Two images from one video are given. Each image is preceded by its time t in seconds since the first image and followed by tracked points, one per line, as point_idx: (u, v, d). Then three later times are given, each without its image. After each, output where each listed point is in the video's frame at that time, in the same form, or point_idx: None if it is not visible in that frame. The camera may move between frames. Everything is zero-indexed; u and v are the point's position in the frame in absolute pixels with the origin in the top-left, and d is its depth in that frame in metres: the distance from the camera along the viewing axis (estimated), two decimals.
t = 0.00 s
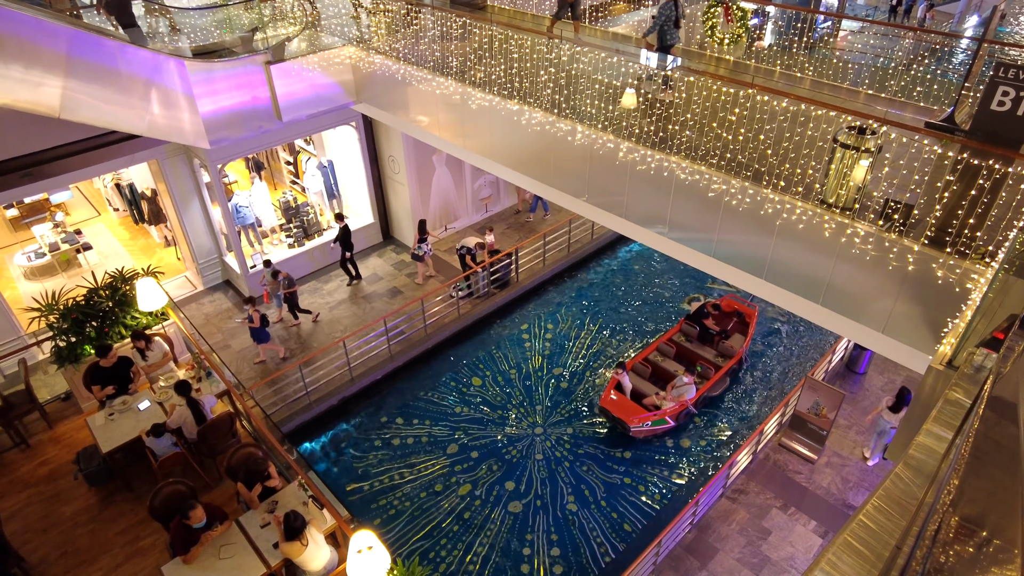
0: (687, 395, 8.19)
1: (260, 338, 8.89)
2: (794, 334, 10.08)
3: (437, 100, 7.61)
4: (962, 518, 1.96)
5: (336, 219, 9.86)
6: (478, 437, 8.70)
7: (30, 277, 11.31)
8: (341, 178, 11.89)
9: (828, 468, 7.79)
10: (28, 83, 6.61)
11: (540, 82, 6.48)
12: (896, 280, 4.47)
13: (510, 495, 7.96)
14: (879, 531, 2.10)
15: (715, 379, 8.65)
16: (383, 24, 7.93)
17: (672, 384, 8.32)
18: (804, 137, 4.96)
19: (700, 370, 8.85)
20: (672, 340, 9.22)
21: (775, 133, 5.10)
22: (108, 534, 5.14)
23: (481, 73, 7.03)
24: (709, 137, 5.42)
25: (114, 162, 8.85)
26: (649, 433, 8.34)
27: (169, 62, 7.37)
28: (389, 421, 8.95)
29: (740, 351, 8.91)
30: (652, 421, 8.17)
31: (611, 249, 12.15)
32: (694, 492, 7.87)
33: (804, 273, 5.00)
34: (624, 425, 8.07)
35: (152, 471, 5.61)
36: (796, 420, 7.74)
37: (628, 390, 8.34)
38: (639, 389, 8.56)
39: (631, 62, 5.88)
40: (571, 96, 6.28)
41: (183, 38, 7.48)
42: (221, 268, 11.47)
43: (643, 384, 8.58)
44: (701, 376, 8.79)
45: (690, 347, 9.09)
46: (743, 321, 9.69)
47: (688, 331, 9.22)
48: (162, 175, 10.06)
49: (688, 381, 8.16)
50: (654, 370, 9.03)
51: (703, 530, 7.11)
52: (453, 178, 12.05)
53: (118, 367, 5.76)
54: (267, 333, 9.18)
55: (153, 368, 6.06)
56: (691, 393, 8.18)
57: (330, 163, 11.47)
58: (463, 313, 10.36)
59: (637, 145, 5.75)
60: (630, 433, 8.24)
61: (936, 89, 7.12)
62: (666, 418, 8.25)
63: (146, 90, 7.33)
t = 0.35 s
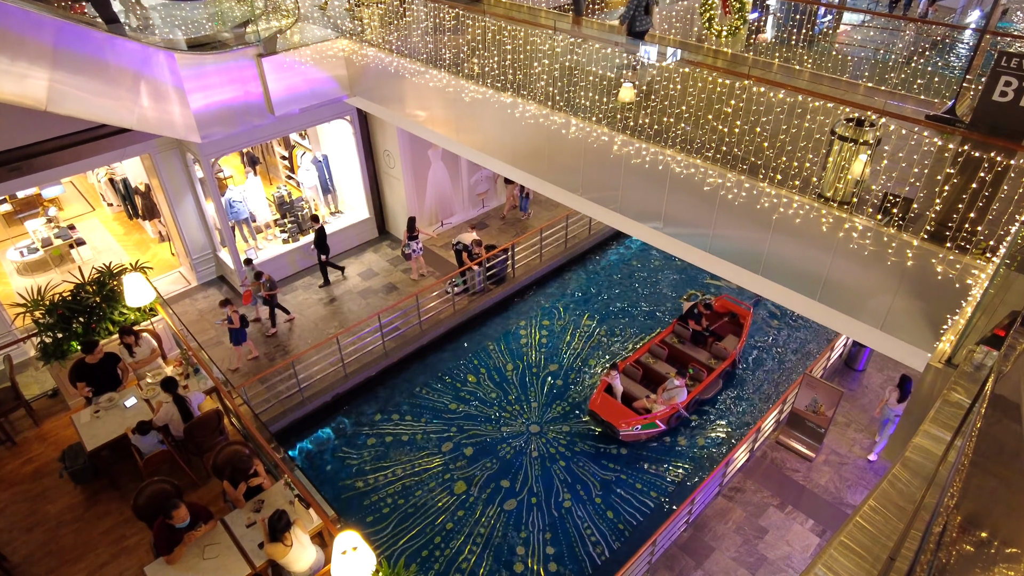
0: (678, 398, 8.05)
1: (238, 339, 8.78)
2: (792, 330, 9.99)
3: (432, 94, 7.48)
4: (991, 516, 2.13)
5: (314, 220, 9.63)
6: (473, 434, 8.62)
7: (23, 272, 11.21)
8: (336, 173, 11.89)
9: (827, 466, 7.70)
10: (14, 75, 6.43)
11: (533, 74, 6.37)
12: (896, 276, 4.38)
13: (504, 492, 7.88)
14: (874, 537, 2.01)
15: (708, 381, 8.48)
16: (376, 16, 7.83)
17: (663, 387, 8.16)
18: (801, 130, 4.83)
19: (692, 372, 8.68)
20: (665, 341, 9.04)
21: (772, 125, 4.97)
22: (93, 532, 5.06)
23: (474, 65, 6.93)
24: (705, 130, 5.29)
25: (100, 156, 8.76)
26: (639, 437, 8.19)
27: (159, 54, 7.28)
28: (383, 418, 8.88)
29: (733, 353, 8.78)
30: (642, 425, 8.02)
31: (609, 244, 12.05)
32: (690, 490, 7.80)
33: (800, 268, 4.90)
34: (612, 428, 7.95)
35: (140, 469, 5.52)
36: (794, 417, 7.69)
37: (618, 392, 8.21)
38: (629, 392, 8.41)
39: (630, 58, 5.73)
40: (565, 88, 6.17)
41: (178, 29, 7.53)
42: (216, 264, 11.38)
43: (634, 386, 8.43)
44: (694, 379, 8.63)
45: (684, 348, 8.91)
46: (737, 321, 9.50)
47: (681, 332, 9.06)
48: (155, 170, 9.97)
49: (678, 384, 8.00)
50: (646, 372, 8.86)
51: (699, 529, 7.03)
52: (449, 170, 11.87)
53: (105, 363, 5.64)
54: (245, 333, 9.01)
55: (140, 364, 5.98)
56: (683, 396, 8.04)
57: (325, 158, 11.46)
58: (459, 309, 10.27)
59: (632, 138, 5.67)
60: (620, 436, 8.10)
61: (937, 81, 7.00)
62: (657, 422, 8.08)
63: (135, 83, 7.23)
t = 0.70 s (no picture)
0: (670, 402, 7.83)
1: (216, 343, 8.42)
2: (791, 328, 9.90)
3: (429, 89, 7.33)
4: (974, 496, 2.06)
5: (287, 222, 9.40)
6: (468, 431, 8.54)
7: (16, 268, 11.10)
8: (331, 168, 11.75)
9: (825, 465, 7.61)
10: None
11: (527, 66, 6.25)
12: (893, 273, 4.27)
13: (499, 491, 7.80)
14: (865, 545, 1.93)
15: (700, 385, 8.31)
16: (369, 9, 7.69)
17: (654, 390, 7.95)
18: (796, 124, 4.81)
19: (684, 375, 8.49)
20: (656, 343, 8.88)
21: (768, 117, 4.90)
22: (78, 532, 4.98)
23: (467, 58, 6.81)
24: (700, 123, 5.22)
25: (90, 152, 8.66)
26: (630, 442, 8.00)
27: (149, 46, 7.13)
28: (377, 416, 8.79)
29: (725, 355, 8.61)
30: (634, 430, 7.83)
31: (607, 241, 11.95)
32: (686, 489, 7.72)
33: (796, 265, 4.80)
34: (603, 434, 7.74)
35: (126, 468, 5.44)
36: (792, 416, 7.62)
37: (609, 396, 8.01)
38: (620, 396, 8.20)
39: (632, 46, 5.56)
40: (560, 80, 6.05)
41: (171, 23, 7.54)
42: (210, 260, 11.29)
43: (624, 390, 8.23)
44: (686, 382, 8.43)
45: (675, 351, 8.75)
46: (729, 322, 9.36)
47: (672, 334, 8.90)
48: (147, 165, 9.88)
49: (670, 388, 7.80)
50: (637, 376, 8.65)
51: (695, 529, 6.94)
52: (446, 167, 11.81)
53: (91, 360, 5.55)
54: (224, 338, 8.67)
55: (127, 362, 5.89)
56: (674, 401, 7.83)
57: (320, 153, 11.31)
58: (455, 306, 10.17)
59: (626, 132, 5.54)
60: (610, 441, 7.90)
61: (937, 75, 6.88)
62: (648, 427, 7.88)
63: (124, 76, 7.11)
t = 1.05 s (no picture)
0: (661, 409, 7.69)
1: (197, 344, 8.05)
2: (790, 327, 9.79)
3: (426, 85, 7.19)
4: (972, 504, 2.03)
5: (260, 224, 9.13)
6: (463, 430, 8.46)
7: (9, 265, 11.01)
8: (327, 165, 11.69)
9: (823, 466, 7.51)
10: None
11: (521, 61, 6.17)
12: (893, 271, 4.17)
13: (493, 491, 7.72)
14: (856, 557, 1.83)
15: (692, 390, 8.14)
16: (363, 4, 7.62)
17: (645, 396, 7.83)
18: (793, 118, 4.67)
19: (676, 381, 8.35)
20: (648, 347, 8.70)
21: (765, 112, 4.78)
22: (62, 533, 4.90)
23: (461, 52, 6.72)
24: (696, 118, 5.07)
25: (80, 148, 8.56)
26: (620, 450, 7.84)
27: (140, 41, 7.10)
28: (371, 415, 8.70)
29: (718, 359, 8.46)
30: (624, 437, 7.66)
31: (605, 238, 11.86)
32: (683, 490, 7.63)
33: (793, 262, 4.70)
34: (591, 441, 7.57)
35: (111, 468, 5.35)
36: (791, 416, 7.53)
37: (599, 402, 7.83)
38: (610, 401, 8.05)
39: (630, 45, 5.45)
40: (553, 74, 5.95)
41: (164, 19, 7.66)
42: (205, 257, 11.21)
43: (614, 396, 8.06)
44: (678, 387, 8.30)
45: (666, 355, 8.58)
46: (723, 326, 9.09)
47: (664, 338, 8.71)
48: (141, 161, 9.80)
49: (661, 394, 7.67)
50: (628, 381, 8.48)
51: (690, 530, 6.85)
52: (443, 165, 11.72)
53: (76, 358, 5.46)
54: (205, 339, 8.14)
55: (115, 359, 5.83)
56: (665, 407, 7.69)
57: (316, 149, 11.31)
58: (451, 304, 10.08)
59: (621, 127, 5.46)
60: (600, 449, 7.73)
61: (939, 70, 6.75)
62: (638, 433, 7.72)
63: (114, 71, 7.03)
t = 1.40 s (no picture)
0: (650, 416, 7.39)
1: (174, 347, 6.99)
2: (789, 327, 9.70)
3: (423, 81, 7.06)
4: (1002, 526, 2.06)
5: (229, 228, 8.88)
6: (458, 430, 8.37)
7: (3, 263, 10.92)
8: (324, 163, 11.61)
9: (821, 467, 7.42)
10: None
11: (514, 55, 6.05)
12: (892, 269, 4.07)
13: (488, 491, 7.64)
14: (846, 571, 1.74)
15: (683, 397, 7.92)
16: None
17: (635, 402, 7.57)
18: (790, 114, 4.56)
19: (667, 387, 8.14)
20: (639, 352, 8.51)
21: (761, 109, 4.67)
22: (46, 534, 4.82)
23: (454, 47, 6.62)
24: (691, 113, 5.00)
25: (75, 143, 8.53)
26: (608, 456, 7.68)
27: (131, 36, 6.99)
28: (366, 414, 8.63)
29: (711, 365, 8.22)
30: (612, 444, 7.49)
31: (602, 237, 11.77)
32: (679, 490, 7.55)
33: (789, 260, 4.61)
34: (578, 447, 7.41)
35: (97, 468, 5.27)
36: (789, 416, 7.45)
37: (588, 408, 7.67)
38: (599, 407, 7.85)
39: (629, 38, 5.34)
40: (547, 69, 5.84)
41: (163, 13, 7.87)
42: (200, 254, 11.13)
43: (604, 402, 7.87)
44: (668, 394, 8.08)
45: (658, 360, 8.37)
46: (718, 330, 9.01)
47: (657, 342, 8.48)
48: (135, 158, 9.72)
49: (651, 400, 7.38)
50: (618, 386, 8.30)
51: (686, 532, 6.77)
52: (439, 162, 11.61)
53: (62, 357, 5.38)
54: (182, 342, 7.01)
55: (103, 358, 5.75)
56: (655, 414, 7.40)
57: (311, 146, 11.22)
58: (447, 302, 9.99)
59: (615, 123, 5.34)
60: (587, 455, 7.57)
61: (940, 65, 6.65)
62: (626, 441, 7.55)
63: (104, 66, 6.94)
